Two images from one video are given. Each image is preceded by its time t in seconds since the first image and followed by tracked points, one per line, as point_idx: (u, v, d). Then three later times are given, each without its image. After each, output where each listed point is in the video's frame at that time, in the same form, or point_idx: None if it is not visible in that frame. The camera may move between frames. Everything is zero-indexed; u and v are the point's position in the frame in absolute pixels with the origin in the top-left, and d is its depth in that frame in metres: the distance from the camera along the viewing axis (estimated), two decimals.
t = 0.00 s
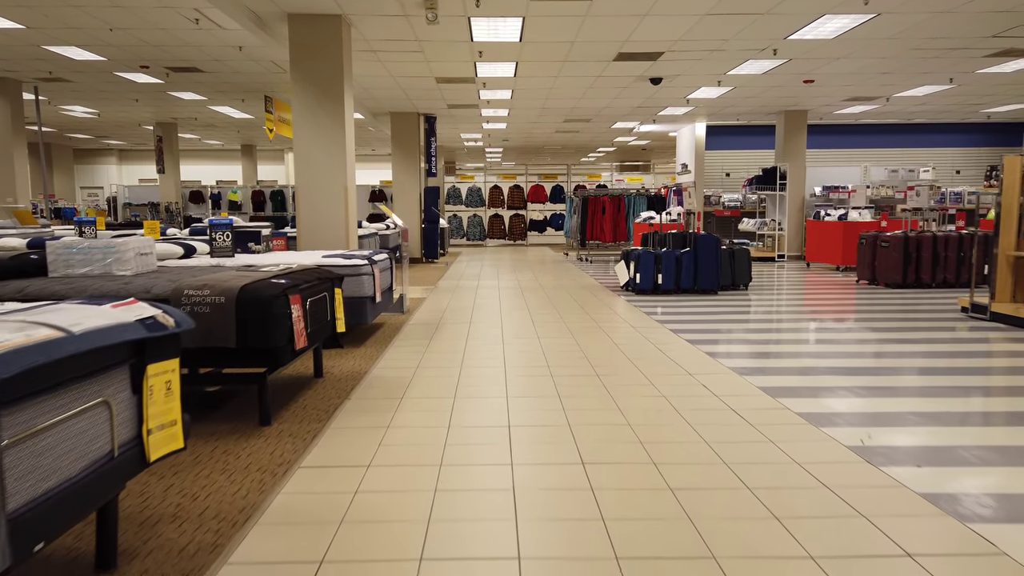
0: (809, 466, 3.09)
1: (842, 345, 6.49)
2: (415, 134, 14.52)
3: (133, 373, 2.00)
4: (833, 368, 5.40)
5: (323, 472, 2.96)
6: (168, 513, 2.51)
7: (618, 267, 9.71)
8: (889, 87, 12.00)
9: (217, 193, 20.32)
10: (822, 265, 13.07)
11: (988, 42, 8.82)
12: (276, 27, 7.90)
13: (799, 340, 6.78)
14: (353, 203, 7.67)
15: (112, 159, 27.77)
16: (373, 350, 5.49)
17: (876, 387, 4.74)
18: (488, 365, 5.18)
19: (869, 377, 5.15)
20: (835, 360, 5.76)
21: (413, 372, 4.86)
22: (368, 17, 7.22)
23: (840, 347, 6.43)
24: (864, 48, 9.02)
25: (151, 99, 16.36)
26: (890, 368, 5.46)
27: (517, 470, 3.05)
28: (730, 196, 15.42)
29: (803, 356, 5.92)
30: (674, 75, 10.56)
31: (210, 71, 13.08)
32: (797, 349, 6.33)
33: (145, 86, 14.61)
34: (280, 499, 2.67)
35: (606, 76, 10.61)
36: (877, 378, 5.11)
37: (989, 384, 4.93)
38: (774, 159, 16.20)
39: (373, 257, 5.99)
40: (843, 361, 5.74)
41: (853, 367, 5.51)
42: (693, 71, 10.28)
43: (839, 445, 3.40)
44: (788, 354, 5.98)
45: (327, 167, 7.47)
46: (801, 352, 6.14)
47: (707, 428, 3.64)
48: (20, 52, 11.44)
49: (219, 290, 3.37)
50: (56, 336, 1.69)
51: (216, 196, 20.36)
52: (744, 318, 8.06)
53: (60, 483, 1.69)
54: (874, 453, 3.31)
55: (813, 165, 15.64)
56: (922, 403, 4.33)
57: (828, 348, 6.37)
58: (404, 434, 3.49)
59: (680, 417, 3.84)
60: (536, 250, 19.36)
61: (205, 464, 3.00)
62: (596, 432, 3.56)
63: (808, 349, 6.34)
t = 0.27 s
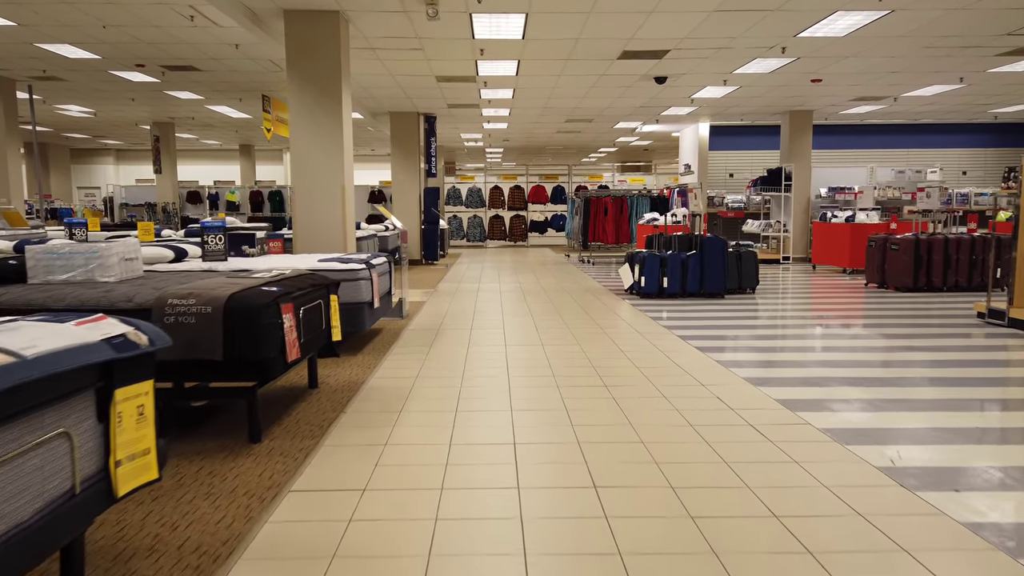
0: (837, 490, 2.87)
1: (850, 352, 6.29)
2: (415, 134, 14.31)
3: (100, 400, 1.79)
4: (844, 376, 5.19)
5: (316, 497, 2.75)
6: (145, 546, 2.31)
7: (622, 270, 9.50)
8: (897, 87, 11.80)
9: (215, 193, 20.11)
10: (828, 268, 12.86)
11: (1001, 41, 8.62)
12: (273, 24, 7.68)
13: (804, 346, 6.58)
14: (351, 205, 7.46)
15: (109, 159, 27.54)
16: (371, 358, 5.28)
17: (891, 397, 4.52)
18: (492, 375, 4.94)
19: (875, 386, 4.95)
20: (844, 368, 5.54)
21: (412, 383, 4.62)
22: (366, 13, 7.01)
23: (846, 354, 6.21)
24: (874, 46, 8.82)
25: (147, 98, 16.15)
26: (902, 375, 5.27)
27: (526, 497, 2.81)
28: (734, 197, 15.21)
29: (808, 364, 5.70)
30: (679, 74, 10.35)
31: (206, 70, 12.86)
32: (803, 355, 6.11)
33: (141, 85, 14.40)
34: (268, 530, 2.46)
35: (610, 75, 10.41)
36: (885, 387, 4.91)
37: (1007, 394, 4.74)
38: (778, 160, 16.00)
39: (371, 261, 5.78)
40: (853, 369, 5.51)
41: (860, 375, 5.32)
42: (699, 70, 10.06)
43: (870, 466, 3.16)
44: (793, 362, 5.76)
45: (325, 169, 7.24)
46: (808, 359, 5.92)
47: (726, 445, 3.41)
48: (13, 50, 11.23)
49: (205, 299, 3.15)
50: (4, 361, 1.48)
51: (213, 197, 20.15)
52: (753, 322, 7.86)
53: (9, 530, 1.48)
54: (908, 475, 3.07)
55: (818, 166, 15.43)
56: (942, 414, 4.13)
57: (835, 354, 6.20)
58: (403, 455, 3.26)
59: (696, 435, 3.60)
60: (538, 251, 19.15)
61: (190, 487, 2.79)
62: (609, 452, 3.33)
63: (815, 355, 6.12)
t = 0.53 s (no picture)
0: (863, 511, 2.63)
1: (858, 355, 6.06)
2: (413, 132, 14.08)
3: (34, 418, 1.57)
4: (854, 380, 4.95)
5: (295, 518, 2.52)
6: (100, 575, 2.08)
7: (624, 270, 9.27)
8: (904, 83, 11.58)
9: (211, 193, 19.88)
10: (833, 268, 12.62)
11: (1013, 34, 8.40)
12: (264, 16, 7.46)
13: (808, 349, 6.34)
14: (345, 203, 7.20)
15: (105, 159, 27.31)
16: (363, 363, 5.05)
17: (905, 403, 4.27)
18: (490, 381, 4.69)
19: (886, 391, 4.71)
20: (853, 372, 5.31)
21: (406, 390, 4.38)
22: (360, 4, 6.79)
23: (853, 357, 5.98)
24: (883, 40, 8.59)
25: (142, 96, 15.93)
26: (915, 379, 5.04)
27: (521, 520, 2.55)
28: (736, 196, 14.98)
29: (814, 367, 5.45)
30: (682, 69, 10.13)
31: (200, 66, 12.63)
32: (808, 358, 5.87)
33: (135, 82, 14.18)
34: (238, 555, 2.24)
35: (611, 71, 10.18)
36: (896, 393, 4.68)
37: None
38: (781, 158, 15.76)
39: (365, 262, 5.56)
40: (861, 373, 5.27)
41: (869, 379, 5.07)
42: (702, 65, 9.84)
43: (895, 484, 2.90)
44: (798, 365, 5.51)
45: (317, 166, 7.00)
46: (814, 363, 5.67)
47: (740, 458, 3.18)
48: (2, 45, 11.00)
49: (179, 301, 2.93)
50: None
51: (209, 196, 19.91)
52: (759, 324, 7.62)
53: None
54: (937, 492, 2.81)
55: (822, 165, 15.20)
56: (963, 423, 3.90)
57: (840, 357, 5.96)
58: (391, 470, 3.02)
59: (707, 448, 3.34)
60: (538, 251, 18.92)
61: (158, 506, 2.57)
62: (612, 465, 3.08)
63: (821, 358, 5.88)
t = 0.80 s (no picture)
0: (895, 550, 2.33)
1: (870, 362, 5.77)
2: (412, 132, 13.84)
3: None
4: (870, 390, 4.66)
5: (266, 556, 2.26)
6: None
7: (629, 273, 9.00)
8: (915, 81, 11.30)
9: (210, 193, 19.69)
10: (842, 270, 12.35)
11: None
12: (257, 14, 7.23)
13: (817, 355, 6.04)
14: (339, 206, 6.95)
15: (106, 160, 27.18)
16: (355, 374, 4.81)
17: (928, 418, 3.99)
18: (488, 392, 4.41)
19: (907, 405, 4.44)
20: (870, 382, 5.04)
21: (398, 403, 4.12)
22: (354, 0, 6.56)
23: (868, 365, 5.72)
24: (895, 36, 8.33)
25: (139, 96, 15.74)
26: (934, 389, 4.76)
27: (516, 557, 2.26)
28: (742, 196, 14.71)
29: (825, 375, 5.16)
30: (687, 67, 9.87)
31: (196, 66, 12.43)
32: (818, 365, 5.59)
33: (131, 82, 13.98)
34: None
35: (615, 69, 9.93)
36: (917, 407, 4.41)
37: None
38: (788, 158, 15.48)
39: (358, 267, 5.33)
40: (878, 384, 5.01)
41: (884, 387, 4.79)
42: (709, 62, 9.58)
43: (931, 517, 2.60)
44: (809, 373, 5.22)
45: (310, 168, 6.74)
46: (825, 370, 5.38)
47: (757, 483, 2.89)
48: None
49: (146, 317, 2.70)
50: None
51: (209, 197, 19.74)
52: (767, 328, 7.37)
53: None
54: (980, 528, 2.52)
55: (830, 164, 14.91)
56: (994, 442, 3.63)
57: (851, 363, 5.68)
58: (375, 498, 2.75)
59: (723, 469, 3.06)
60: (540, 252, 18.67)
61: (118, 544, 2.33)
62: (620, 491, 2.79)
63: (831, 365, 5.60)
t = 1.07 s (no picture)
0: None
1: (882, 365, 5.51)
2: (414, 130, 13.64)
3: None
4: (887, 395, 4.42)
5: None
6: None
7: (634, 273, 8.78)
8: (926, 76, 11.06)
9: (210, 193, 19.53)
10: (851, 270, 12.11)
11: None
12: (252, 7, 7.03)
13: (823, 357, 5.78)
14: (336, 204, 6.74)
15: (106, 159, 27.06)
16: (350, 379, 4.60)
17: (952, 427, 3.74)
18: (488, 400, 4.18)
19: (929, 409, 4.22)
20: (888, 385, 4.83)
21: (393, 411, 3.89)
22: None
23: (884, 367, 5.50)
24: (909, 29, 8.09)
25: (138, 94, 15.59)
26: (953, 393, 4.52)
27: None
28: (748, 195, 14.47)
29: (830, 379, 4.90)
30: (693, 62, 9.64)
31: (194, 62, 12.24)
32: (828, 368, 5.34)
33: (129, 79, 13.82)
34: None
35: (619, 64, 9.71)
36: (940, 411, 4.19)
37: None
38: (795, 156, 15.24)
39: (354, 267, 5.12)
40: (897, 387, 4.79)
41: (892, 391, 4.54)
42: (716, 57, 9.35)
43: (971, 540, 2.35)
44: (817, 377, 4.96)
45: (306, 165, 6.53)
46: (832, 374, 5.13)
47: (779, 499, 2.66)
48: None
49: (115, 320, 2.50)
50: None
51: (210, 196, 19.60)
52: (777, 329, 7.15)
53: None
54: None
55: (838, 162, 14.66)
56: None
57: (860, 366, 5.45)
58: (363, 518, 2.52)
59: (740, 484, 2.82)
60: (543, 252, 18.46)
61: (78, 570, 2.12)
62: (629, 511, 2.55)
63: (840, 368, 5.35)
